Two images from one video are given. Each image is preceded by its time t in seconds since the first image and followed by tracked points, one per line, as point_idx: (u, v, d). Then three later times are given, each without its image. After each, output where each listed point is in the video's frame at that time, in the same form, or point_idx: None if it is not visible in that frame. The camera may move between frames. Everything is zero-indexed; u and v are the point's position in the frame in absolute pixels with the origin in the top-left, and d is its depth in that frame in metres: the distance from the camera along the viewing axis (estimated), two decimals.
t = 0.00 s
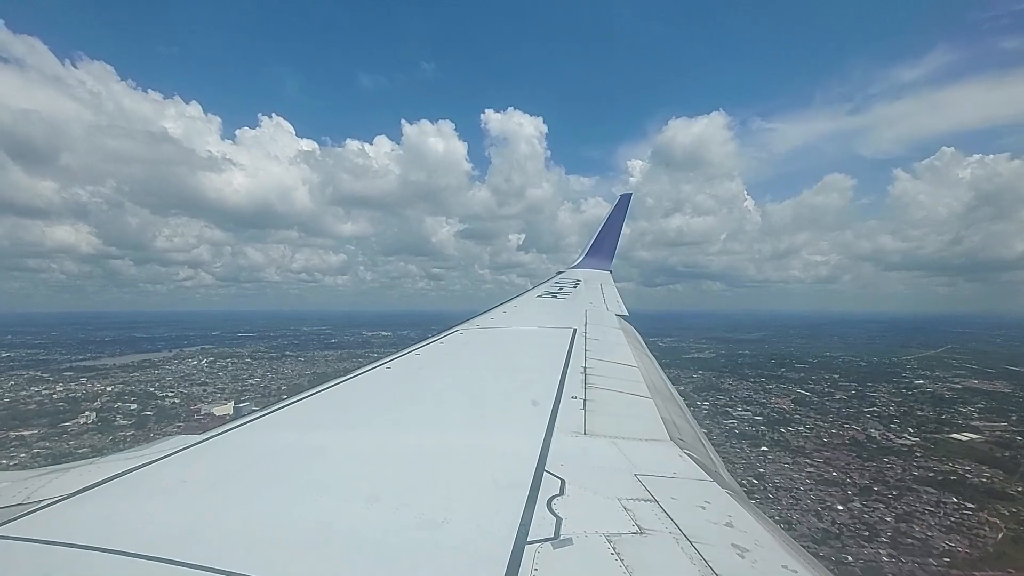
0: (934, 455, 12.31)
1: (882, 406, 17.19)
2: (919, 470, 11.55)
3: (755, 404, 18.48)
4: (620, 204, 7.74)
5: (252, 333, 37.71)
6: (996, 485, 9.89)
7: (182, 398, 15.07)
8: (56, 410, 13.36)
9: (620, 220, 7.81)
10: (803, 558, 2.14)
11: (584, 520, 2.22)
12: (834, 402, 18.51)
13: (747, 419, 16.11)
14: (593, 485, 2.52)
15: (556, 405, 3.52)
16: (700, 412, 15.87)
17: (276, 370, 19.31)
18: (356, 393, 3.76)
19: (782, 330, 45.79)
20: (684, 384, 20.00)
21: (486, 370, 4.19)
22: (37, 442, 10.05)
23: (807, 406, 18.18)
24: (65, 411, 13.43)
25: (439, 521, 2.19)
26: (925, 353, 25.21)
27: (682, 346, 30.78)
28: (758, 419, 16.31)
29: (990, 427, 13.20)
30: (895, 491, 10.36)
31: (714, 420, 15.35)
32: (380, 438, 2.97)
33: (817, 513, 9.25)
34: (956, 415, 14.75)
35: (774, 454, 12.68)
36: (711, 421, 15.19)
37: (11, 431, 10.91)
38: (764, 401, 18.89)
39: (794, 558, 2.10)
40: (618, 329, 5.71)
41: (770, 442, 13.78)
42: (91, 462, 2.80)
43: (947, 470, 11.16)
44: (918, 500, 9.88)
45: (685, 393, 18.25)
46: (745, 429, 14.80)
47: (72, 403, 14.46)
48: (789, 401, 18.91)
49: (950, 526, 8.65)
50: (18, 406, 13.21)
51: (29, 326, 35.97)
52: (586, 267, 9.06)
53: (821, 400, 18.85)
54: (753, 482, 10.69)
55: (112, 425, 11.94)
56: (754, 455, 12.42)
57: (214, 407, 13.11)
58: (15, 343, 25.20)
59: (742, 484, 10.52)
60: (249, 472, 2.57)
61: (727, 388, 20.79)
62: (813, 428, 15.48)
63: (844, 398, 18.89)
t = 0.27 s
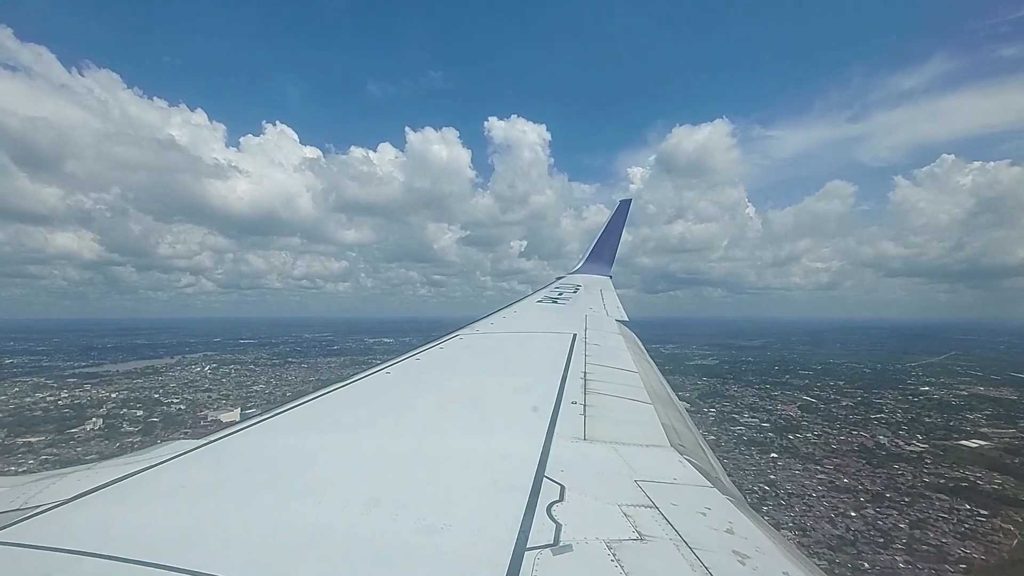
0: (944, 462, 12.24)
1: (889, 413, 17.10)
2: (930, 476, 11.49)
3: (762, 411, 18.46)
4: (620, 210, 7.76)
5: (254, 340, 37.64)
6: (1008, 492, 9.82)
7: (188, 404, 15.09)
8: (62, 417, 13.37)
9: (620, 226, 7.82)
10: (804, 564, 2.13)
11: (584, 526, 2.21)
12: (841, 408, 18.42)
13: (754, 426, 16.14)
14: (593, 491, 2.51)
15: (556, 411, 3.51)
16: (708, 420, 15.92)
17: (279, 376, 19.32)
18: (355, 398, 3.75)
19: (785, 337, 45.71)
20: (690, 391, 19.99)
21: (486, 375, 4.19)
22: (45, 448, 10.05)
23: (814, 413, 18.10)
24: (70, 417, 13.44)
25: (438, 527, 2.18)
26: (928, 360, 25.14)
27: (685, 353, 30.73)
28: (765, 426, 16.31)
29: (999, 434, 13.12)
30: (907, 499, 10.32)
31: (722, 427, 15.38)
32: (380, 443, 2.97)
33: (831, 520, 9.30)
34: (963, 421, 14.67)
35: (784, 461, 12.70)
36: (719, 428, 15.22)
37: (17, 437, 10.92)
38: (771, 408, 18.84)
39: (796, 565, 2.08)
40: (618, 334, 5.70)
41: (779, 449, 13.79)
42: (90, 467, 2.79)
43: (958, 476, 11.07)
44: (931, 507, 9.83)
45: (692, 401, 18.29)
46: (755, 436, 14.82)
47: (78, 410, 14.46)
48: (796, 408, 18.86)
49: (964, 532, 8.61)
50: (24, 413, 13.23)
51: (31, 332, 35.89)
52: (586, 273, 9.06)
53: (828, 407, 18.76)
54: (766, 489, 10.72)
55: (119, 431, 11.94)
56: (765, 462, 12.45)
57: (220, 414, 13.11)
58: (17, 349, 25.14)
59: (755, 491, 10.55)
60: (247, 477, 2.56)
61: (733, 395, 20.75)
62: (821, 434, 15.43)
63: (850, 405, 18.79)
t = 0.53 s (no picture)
0: (953, 465, 12.16)
1: (896, 417, 16.96)
2: (940, 480, 11.40)
3: (768, 415, 18.46)
4: (619, 215, 7.77)
5: (255, 344, 37.57)
6: (1019, 496, 9.75)
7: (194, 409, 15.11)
8: (67, 422, 13.37)
9: (619, 231, 7.83)
10: (804, 570, 2.11)
11: (583, 532, 2.20)
12: (848, 413, 18.32)
13: (761, 431, 16.22)
14: (592, 496, 2.51)
15: (555, 416, 3.51)
16: (715, 425, 16.06)
17: (283, 381, 19.34)
18: (354, 402, 3.74)
19: (786, 342, 45.64)
20: (696, 397, 20.04)
21: (485, 380, 4.19)
22: (53, 454, 10.08)
23: (821, 417, 18.02)
24: (76, 422, 13.46)
25: (437, 532, 2.17)
26: (932, 364, 25.05)
27: (687, 358, 30.67)
28: (772, 430, 16.33)
29: (1008, 438, 13.04)
30: (919, 503, 10.24)
31: (730, 433, 15.50)
32: (379, 447, 2.97)
33: (844, 525, 9.32)
34: (971, 425, 14.59)
35: (794, 466, 12.78)
36: (726, 433, 15.38)
37: (24, 442, 10.93)
38: (777, 413, 18.81)
39: (796, 571, 2.07)
40: (617, 339, 5.70)
41: (787, 454, 13.86)
42: (87, 473, 2.78)
43: (968, 481, 11.00)
44: (943, 511, 9.74)
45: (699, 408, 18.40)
46: (763, 442, 14.89)
47: (83, 415, 14.47)
48: (803, 413, 18.80)
49: (978, 537, 8.55)
50: (29, 418, 13.24)
51: (33, 337, 35.83)
52: (586, 278, 9.05)
53: (835, 412, 18.65)
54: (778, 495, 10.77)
55: (125, 436, 11.94)
56: (774, 468, 12.53)
57: (226, 418, 13.12)
58: (18, 354, 25.09)
59: (767, 497, 10.60)
60: (246, 482, 2.56)
61: (739, 400, 20.71)
62: (829, 439, 15.38)
63: (857, 410, 18.65)
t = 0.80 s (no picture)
0: (962, 464, 12.10)
1: (903, 417, 16.91)
2: (950, 479, 11.35)
3: (775, 416, 18.50)
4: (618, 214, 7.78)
5: (257, 345, 37.59)
6: None
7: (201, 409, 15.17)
8: (76, 423, 13.44)
9: (619, 231, 7.83)
10: (804, 569, 2.12)
11: (584, 531, 2.21)
12: (855, 413, 18.29)
13: (768, 431, 16.35)
14: (592, 496, 2.51)
15: (554, 416, 3.52)
16: (723, 426, 16.45)
17: (289, 381, 19.39)
18: (354, 403, 3.75)
19: (788, 342, 45.61)
20: (702, 399, 20.16)
21: (484, 380, 4.21)
22: (63, 455, 10.14)
23: (827, 417, 17.99)
24: (84, 423, 13.52)
25: (436, 533, 2.17)
26: (935, 364, 24.97)
27: (689, 359, 30.66)
28: (779, 431, 16.41)
29: (1016, 438, 12.97)
30: (930, 502, 10.19)
31: (738, 434, 15.69)
32: (379, 447, 2.98)
33: (856, 523, 9.43)
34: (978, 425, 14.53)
35: (803, 467, 12.92)
36: (733, 433, 15.60)
37: (34, 443, 10.99)
38: (785, 413, 18.85)
39: (796, 570, 2.08)
40: (617, 339, 5.70)
41: (797, 453, 14.02)
42: (87, 473, 2.79)
43: (977, 480, 10.96)
44: (955, 510, 9.68)
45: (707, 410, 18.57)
46: (772, 442, 15.03)
47: (91, 416, 14.53)
48: (810, 412, 18.81)
49: (990, 535, 8.52)
50: (37, 419, 13.30)
51: (37, 339, 35.89)
52: (585, 278, 9.05)
53: (841, 412, 18.61)
54: (789, 495, 10.91)
55: (134, 437, 11.99)
56: (784, 469, 12.68)
57: (235, 419, 13.17)
58: (22, 356, 25.12)
59: (779, 498, 10.73)
60: (246, 483, 2.57)
61: (746, 400, 20.76)
62: (837, 439, 15.39)
63: (864, 410, 18.58)
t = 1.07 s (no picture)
0: (972, 464, 12.05)
1: (910, 418, 16.85)
2: (960, 479, 11.30)
3: (782, 416, 18.53)
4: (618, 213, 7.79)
5: (260, 347, 37.63)
6: None
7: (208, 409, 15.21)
8: (83, 423, 13.48)
9: (619, 230, 7.83)
10: (804, 568, 2.11)
11: (583, 530, 2.21)
12: (861, 414, 18.25)
13: (776, 432, 16.43)
14: (590, 495, 2.51)
15: (554, 415, 3.52)
16: (730, 426, 16.63)
17: (294, 382, 19.43)
18: (353, 403, 3.76)
19: (791, 343, 45.53)
20: (708, 400, 20.19)
21: (484, 380, 4.21)
22: (73, 455, 10.18)
23: (834, 418, 17.96)
24: (92, 424, 13.57)
25: (437, 533, 2.18)
26: (939, 365, 24.87)
27: (692, 360, 30.64)
28: (787, 432, 16.47)
29: None
30: (942, 502, 10.12)
31: (747, 434, 15.75)
32: (379, 447, 2.99)
33: (868, 522, 9.46)
34: (986, 425, 14.48)
35: (813, 467, 12.96)
36: (741, 433, 15.78)
37: (43, 443, 11.03)
38: (791, 414, 18.85)
39: (796, 569, 2.08)
40: (616, 338, 5.70)
41: (806, 454, 14.07)
42: (87, 473, 2.79)
43: (988, 480, 10.92)
44: (966, 509, 9.64)
45: (714, 411, 18.63)
46: (781, 443, 15.07)
47: (99, 416, 14.59)
48: (816, 413, 18.80)
49: (1003, 535, 8.51)
50: (45, 420, 13.35)
51: (41, 341, 35.97)
52: (585, 277, 9.06)
53: (847, 412, 18.57)
54: (801, 495, 10.96)
55: (143, 437, 12.03)
56: (794, 469, 12.74)
57: (241, 419, 13.20)
58: (26, 357, 25.17)
59: (790, 498, 10.79)
60: (247, 482, 2.57)
61: (752, 401, 20.76)
62: (845, 439, 15.37)
63: (870, 411, 18.51)
